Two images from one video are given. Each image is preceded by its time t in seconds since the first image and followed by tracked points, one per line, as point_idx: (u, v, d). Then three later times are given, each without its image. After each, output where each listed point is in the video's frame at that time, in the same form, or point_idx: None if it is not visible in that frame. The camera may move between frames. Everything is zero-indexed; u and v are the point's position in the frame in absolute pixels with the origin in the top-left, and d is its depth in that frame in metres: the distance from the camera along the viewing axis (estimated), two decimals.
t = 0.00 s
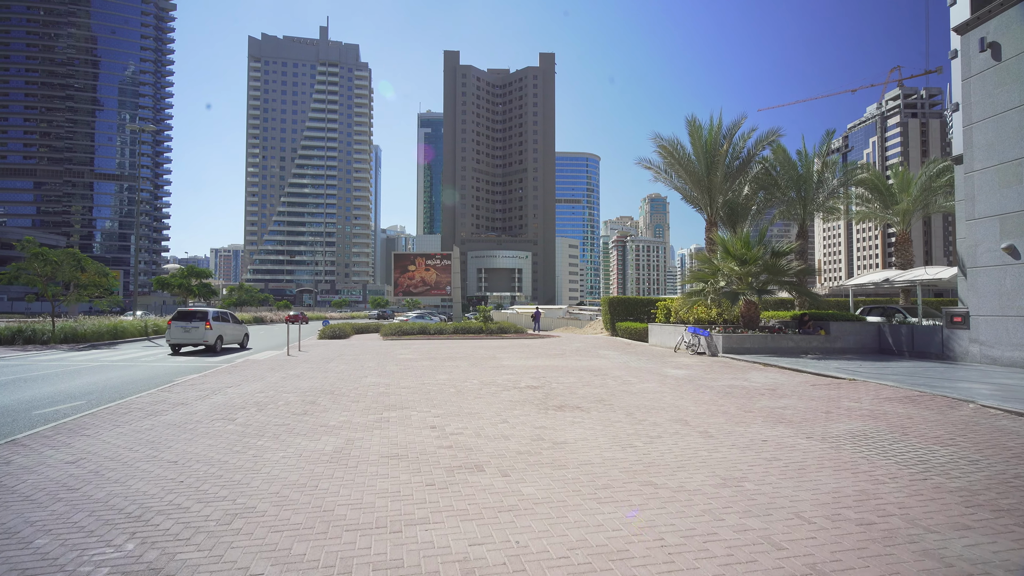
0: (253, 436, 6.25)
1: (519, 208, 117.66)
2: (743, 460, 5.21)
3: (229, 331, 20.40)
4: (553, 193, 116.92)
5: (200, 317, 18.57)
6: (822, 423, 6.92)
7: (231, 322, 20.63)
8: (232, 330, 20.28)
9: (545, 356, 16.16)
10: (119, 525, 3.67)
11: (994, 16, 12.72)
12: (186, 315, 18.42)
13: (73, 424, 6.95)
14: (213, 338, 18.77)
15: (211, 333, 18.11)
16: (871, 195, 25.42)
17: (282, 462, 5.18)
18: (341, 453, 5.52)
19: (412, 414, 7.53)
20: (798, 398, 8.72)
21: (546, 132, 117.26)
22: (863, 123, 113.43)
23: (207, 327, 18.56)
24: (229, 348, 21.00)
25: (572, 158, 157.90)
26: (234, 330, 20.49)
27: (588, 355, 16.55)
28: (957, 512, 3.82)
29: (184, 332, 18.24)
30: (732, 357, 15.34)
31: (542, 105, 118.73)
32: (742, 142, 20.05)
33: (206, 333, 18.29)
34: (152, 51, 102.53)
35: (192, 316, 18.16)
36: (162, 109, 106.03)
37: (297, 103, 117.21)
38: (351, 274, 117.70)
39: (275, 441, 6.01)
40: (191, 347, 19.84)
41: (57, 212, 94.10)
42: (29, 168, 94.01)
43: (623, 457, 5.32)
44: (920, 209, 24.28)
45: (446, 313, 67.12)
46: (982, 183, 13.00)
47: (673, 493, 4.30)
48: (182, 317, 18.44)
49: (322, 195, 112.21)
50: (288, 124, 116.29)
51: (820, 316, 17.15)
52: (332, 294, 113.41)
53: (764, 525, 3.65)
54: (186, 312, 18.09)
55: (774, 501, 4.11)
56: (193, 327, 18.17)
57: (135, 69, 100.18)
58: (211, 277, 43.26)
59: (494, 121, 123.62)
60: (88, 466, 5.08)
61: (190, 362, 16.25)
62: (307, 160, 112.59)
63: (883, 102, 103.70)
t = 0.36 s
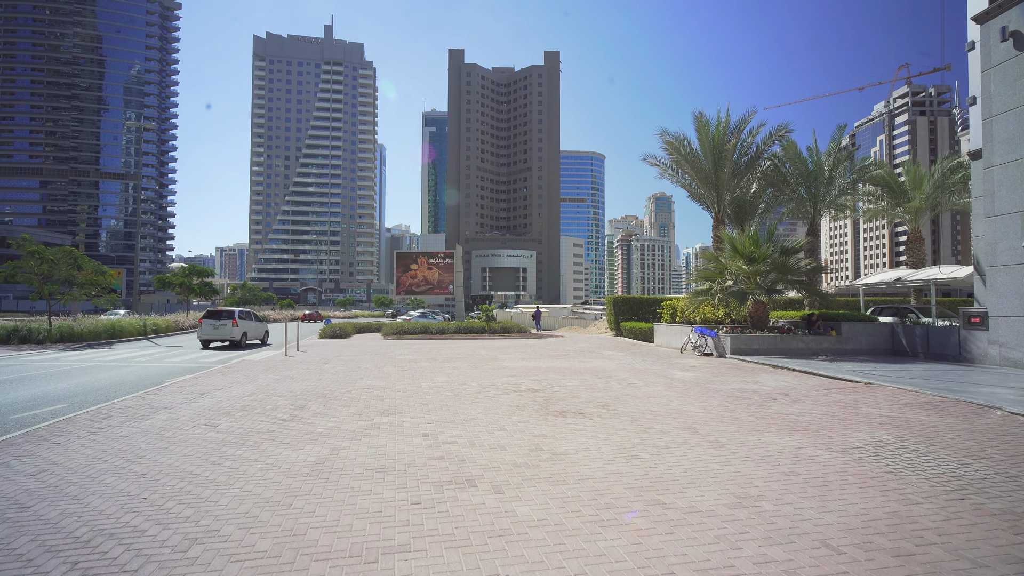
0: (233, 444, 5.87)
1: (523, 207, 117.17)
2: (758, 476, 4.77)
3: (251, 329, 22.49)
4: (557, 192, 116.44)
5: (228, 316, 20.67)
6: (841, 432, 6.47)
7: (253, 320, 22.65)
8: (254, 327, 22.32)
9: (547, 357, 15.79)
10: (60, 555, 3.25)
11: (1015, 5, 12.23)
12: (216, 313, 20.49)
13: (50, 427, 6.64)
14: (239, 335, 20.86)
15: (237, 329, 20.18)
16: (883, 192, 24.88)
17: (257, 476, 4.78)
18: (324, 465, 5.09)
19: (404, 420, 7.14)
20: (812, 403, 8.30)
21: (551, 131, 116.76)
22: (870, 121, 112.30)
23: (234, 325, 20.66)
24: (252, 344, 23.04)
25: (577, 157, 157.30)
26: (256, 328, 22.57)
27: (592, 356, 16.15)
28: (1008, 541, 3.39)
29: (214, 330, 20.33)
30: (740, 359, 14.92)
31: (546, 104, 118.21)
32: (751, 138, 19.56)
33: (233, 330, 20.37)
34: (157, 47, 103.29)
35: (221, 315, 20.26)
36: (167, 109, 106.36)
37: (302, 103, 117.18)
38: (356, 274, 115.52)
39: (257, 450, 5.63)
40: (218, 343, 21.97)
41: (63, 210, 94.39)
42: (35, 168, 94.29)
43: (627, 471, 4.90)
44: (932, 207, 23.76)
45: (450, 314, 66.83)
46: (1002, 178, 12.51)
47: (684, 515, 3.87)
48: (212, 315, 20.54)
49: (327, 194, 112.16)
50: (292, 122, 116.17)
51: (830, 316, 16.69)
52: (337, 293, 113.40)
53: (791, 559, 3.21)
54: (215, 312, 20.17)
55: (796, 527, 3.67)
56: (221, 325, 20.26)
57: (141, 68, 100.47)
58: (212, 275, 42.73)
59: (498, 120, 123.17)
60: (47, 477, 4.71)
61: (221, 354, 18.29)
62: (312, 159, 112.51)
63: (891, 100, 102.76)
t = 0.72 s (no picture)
0: (209, 450, 5.50)
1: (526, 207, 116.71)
2: (769, 487, 4.36)
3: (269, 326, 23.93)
4: (560, 192, 116.03)
5: (248, 315, 22.09)
6: (857, 437, 6.04)
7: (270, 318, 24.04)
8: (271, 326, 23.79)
9: (548, 357, 15.39)
10: None
11: None
12: (237, 313, 21.90)
13: (20, 430, 6.30)
14: (258, 332, 22.29)
15: (257, 327, 21.63)
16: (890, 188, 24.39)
17: (229, 485, 4.41)
18: (302, 473, 4.74)
19: (394, 423, 6.77)
20: (823, 405, 7.88)
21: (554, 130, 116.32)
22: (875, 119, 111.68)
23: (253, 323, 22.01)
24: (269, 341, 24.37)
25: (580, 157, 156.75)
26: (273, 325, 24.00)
27: (593, 356, 15.73)
28: None
29: (236, 327, 21.77)
30: (747, 359, 14.49)
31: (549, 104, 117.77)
32: (756, 133, 19.14)
33: (253, 328, 21.77)
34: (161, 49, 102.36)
35: (242, 314, 21.72)
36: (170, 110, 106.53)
37: (305, 103, 117.08)
38: (359, 274, 115.90)
39: (234, 457, 5.25)
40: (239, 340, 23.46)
41: (66, 211, 94.43)
42: (38, 168, 94.29)
43: (627, 481, 4.51)
44: (942, 204, 23.31)
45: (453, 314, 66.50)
46: (1018, 171, 12.07)
47: (693, 533, 3.47)
48: (235, 314, 21.98)
49: (330, 194, 111.96)
50: (295, 122, 115.88)
51: (838, 315, 16.26)
52: (340, 294, 113.23)
53: None
54: (238, 310, 21.61)
55: (818, 548, 3.24)
56: (243, 323, 21.67)
57: (145, 69, 100.59)
58: (212, 275, 42.27)
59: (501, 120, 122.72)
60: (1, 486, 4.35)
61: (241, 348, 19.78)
62: (315, 158, 112.29)
63: (896, 99, 102.22)
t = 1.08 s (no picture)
0: (177, 462, 5.15)
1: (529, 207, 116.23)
2: (779, 507, 3.97)
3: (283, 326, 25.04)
4: (562, 192, 115.58)
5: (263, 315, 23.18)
6: (870, 448, 5.65)
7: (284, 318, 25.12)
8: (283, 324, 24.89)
9: (547, 359, 14.99)
10: None
11: None
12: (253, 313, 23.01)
13: None
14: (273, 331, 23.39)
15: (271, 326, 22.69)
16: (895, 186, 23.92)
17: (188, 504, 4.05)
18: (269, 490, 4.35)
19: (378, 432, 6.40)
20: (833, 412, 7.47)
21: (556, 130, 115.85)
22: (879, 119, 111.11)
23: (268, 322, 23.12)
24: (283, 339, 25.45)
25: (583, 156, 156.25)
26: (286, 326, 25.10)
27: (593, 358, 15.35)
28: None
29: (252, 326, 22.91)
30: (751, 361, 14.07)
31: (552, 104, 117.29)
32: (760, 130, 18.70)
33: (268, 327, 22.86)
34: (161, 47, 103.34)
35: (258, 313, 22.84)
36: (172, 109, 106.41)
37: (307, 103, 116.78)
38: (361, 273, 116.68)
39: (204, 470, 4.89)
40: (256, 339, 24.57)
41: (68, 210, 94.22)
42: (40, 168, 94.04)
43: (625, 500, 4.12)
44: (949, 203, 22.83)
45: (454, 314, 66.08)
46: None
47: (695, 565, 3.10)
48: (251, 314, 23.14)
49: (332, 194, 111.60)
50: (297, 122, 115.64)
51: (844, 316, 15.84)
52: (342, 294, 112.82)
53: None
54: (253, 310, 22.72)
55: None
56: (258, 322, 22.81)
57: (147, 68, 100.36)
58: (210, 275, 42.16)
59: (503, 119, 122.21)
60: None
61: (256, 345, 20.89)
62: (317, 158, 112.08)
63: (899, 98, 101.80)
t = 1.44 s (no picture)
0: (141, 471, 4.73)
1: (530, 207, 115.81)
2: (797, 525, 3.58)
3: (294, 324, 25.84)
4: (564, 192, 115.17)
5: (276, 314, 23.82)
6: (890, 456, 5.24)
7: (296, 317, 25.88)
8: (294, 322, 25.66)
9: (547, 360, 14.63)
10: None
11: None
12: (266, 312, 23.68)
13: None
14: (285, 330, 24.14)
15: (283, 326, 23.39)
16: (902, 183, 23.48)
17: (143, 522, 3.64)
18: (237, 505, 3.95)
19: (363, 438, 5.99)
20: (845, 416, 7.09)
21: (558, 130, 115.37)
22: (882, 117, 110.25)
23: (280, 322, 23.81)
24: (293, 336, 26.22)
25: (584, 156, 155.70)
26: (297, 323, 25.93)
27: (594, 358, 14.95)
28: None
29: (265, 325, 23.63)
30: (756, 362, 13.70)
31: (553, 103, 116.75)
32: (765, 125, 18.30)
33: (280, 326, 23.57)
34: (163, 49, 102.24)
35: (271, 313, 23.51)
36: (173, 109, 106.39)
37: (308, 103, 116.58)
38: (362, 273, 116.70)
39: (170, 479, 4.50)
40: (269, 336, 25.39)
41: (69, 210, 94.25)
42: (41, 168, 93.85)
43: (626, 516, 3.74)
44: (957, 202, 22.37)
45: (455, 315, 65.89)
46: None
47: None
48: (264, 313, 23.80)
49: (333, 194, 111.34)
50: (298, 123, 115.41)
51: (852, 316, 15.41)
52: (343, 294, 112.53)
53: None
54: (266, 310, 23.37)
55: None
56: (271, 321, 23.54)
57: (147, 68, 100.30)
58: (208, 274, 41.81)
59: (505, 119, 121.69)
60: None
61: (257, 344, 20.97)
62: (318, 158, 111.79)
63: (902, 97, 101.18)
